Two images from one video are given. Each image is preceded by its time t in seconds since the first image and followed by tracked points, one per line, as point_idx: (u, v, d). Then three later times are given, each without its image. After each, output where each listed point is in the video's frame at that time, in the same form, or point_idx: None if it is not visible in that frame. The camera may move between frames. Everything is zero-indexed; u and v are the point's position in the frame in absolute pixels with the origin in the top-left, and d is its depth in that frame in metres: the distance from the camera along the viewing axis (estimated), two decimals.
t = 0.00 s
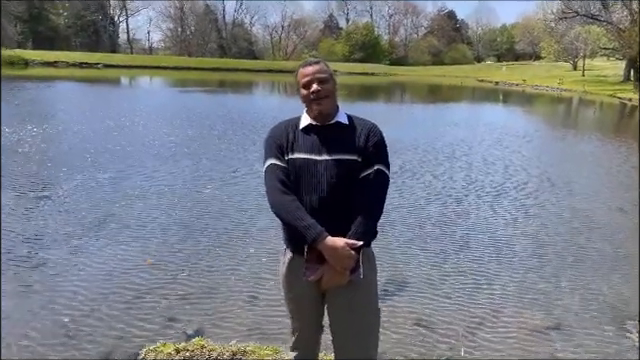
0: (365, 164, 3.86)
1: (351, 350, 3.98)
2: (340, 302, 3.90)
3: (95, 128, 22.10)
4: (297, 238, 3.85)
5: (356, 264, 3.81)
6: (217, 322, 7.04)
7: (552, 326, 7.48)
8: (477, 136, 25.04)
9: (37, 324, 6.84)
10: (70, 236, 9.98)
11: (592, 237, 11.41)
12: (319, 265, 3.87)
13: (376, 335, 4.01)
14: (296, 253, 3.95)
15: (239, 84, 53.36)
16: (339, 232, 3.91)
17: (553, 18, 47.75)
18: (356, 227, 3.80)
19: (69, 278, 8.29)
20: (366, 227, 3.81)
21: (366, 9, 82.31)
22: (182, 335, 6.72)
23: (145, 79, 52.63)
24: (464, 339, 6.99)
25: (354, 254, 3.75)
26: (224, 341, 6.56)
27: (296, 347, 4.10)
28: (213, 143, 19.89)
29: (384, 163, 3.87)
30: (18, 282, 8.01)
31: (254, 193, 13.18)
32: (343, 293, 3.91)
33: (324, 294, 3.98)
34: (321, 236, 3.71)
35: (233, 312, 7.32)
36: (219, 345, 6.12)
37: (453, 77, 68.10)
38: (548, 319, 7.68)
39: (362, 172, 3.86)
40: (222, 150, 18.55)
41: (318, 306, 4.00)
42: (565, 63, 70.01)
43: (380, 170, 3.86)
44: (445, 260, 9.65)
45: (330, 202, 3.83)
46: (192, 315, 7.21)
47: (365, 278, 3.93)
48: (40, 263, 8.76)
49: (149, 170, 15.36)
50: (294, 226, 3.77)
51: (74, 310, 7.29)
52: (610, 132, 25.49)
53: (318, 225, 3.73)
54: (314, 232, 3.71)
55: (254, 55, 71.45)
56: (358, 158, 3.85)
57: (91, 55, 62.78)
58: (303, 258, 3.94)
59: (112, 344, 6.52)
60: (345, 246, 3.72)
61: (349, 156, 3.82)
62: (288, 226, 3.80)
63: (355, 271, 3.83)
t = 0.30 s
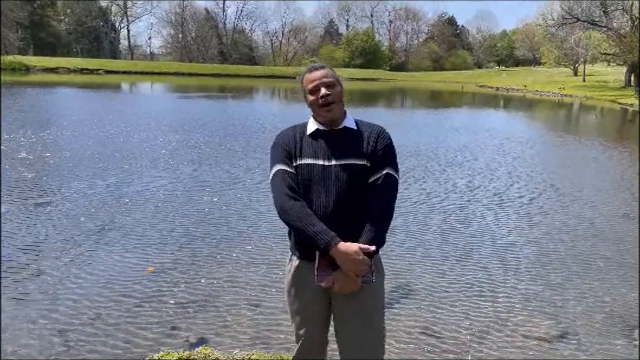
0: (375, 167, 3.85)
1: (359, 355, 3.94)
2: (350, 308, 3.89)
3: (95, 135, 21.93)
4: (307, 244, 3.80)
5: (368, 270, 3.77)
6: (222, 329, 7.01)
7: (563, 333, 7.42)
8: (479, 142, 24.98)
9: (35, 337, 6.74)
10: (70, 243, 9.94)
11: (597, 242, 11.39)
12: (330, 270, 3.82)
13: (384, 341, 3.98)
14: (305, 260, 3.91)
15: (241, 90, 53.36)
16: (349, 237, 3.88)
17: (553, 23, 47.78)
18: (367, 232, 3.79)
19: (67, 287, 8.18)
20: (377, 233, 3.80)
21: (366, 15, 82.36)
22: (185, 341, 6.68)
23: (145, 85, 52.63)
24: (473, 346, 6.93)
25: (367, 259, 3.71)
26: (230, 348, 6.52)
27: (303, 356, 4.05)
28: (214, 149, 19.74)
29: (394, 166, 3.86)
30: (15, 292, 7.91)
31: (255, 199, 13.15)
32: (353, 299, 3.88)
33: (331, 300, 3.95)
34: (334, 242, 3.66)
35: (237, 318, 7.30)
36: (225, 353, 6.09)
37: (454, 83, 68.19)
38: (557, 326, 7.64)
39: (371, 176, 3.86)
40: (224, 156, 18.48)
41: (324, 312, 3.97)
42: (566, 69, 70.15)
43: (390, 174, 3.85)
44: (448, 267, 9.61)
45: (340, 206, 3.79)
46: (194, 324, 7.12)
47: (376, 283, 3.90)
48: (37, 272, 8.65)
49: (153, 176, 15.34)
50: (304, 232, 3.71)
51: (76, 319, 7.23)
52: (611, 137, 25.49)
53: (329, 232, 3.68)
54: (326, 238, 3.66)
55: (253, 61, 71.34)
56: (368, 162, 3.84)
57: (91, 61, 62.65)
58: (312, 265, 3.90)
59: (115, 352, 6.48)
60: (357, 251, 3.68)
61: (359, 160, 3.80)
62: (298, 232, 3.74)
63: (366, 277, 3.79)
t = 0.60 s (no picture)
0: (386, 176, 3.88)
1: None
2: (360, 320, 3.90)
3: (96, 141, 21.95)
4: (317, 254, 3.82)
5: (378, 280, 3.80)
6: (226, 336, 6.97)
7: (570, 343, 7.40)
8: (478, 149, 25.06)
9: (37, 345, 6.68)
10: (71, 250, 9.88)
11: (600, 249, 11.38)
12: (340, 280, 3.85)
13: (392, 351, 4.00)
14: (314, 270, 3.93)
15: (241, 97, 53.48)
16: (360, 247, 3.92)
17: (551, 31, 48.12)
18: (378, 241, 3.82)
19: (68, 294, 8.12)
20: (388, 242, 3.84)
21: (365, 22, 82.83)
22: (188, 349, 6.63)
23: (145, 92, 52.74)
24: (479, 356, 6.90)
25: (377, 270, 3.75)
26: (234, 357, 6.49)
27: None
28: (215, 155, 19.85)
29: (405, 175, 3.90)
30: (16, 300, 7.85)
31: (257, 206, 13.15)
32: (363, 309, 3.90)
33: (340, 310, 3.96)
34: (344, 253, 3.69)
35: (241, 326, 7.26)
36: None
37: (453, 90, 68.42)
38: (563, 336, 7.61)
39: (382, 184, 3.89)
40: (225, 163, 18.50)
41: (333, 322, 3.99)
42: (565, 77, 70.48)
43: (401, 182, 3.88)
44: (452, 274, 9.59)
45: (350, 215, 3.82)
46: (199, 331, 7.08)
47: (386, 293, 3.92)
48: (37, 280, 8.59)
49: (154, 183, 15.33)
50: (314, 242, 3.75)
51: (77, 326, 7.17)
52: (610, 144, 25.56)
53: (339, 243, 3.71)
54: (336, 249, 3.70)
55: (253, 67, 72.00)
56: (379, 170, 3.87)
57: (91, 68, 62.87)
58: (321, 275, 3.93)
59: None
60: (368, 261, 3.72)
61: (370, 169, 3.84)
62: (307, 242, 3.78)
63: (376, 286, 3.81)
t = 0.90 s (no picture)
0: (393, 181, 3.79)
1: None
2: (366, 328, 3.80)
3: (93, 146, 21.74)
4: (323, 260, 3.72)
5: (385, 287, 3.71)
6: (227, 344, 6.87)
7: (576, 351, 7.32)
8: (477, 154, 24.99)
9: (30, 355, 6.56)
10: (67, 256, 9.77)
11: (603, 255, 11.31)
12: (346, 288, 3.75)
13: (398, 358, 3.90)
14: (318, 277, 3.84)
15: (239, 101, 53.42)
16: (366, 253, 3.83)
17: (550, 36, 48.18)
18: (385, 248, 3.74)
19: (62, 301, 8.01)
20: (396, 248, 3.76)
21: (363, 27, 82.71)
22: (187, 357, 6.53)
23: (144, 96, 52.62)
24: None
25: (384, 277, 3.65)
26: None
27: None
28: (213, 160, 19.77)
29: (412, 179, 3.80)
30: (13, 307, 7.75)
31: (255, 211, 13.04)
32: (370, 318, 3.80)
33: (344, 319, 3.88)
34: (350, 259, 3.62)
35: (243, 333, 7.16)
36: None
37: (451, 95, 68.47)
38: (569, 343, 7.53)
39: (389, 189, 3.79)
40: (224, 167, 18.43)
41: (338, 330, 3.90)
42: (563, 81, 70.65)
43: (408, 186, 3.78)
44: (454, 280, 9.50)
45: (356, 220, 3.73)
46: (196, 339, 6.98)
47: (393, 301, 3.84)
48: (33, 286, 8.48)
49: (152, 187, 15.24)
50: (319, 247, 3.66)
51: (75, 334, 7.07)
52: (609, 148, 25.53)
53: (345, 248, 3.63)
54: (342, 256, 3.61)
55: (251, 71, 71.70)
56: (386, 175, 3.78)
57: (88, 72, 62.75)
58: (326, 281, 3.84)
59: None
60: (374, 267, 3.64)
61: (377, 173, 3.75)
62: (313, 248, 3.69)
63: (383, 295, 3.72)
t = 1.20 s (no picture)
0: (393, 182, 3.75)
1: None
2: (367, 332, 3.76)
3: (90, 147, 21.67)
4: (323, 264, 3.69)
5: (385, 290, 3.67)
6: (225, 348, 6.89)
7: (575, 354, 7.33)
8: (477, 156, 24.85)
9: None
10: (64, 259, 9.76)
11: (602, 257, 11.32)
12: (345, 292, 3.72)
13: None
14: (317, 280, 3.80)
15: (238, 102, 53.42)
16: (366, 257, 3.79)
17: (548, 37, 48.15)
18: (385, 251, 3.70)
19: (58, 305, 8.00)
20: (395, 251, 3.72)
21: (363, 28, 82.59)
22: None
23: (143, 97, 52.57)
24: None
25: (384, 279, 3.62)
26: None
27: None
28: (211, 161, 19.72)
29: (412, 181, 3.76)
30: (10, 311, 7.75)
31: (254, 213, 13.00)
32: (370, 321, 3.76)
33: (343, 322, 3.83)
34: (350, 262, 3.58)
35: (241, 337, 7.17)
36: None
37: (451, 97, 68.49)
38: (568, 346, 7.54)
39: (389, 191, 3.75)
40: (222, 169, 18.36)
41: (338, 333, 3.85)
42: (562, 83, 70.64)
43: (408, 188, 3.75)
44: (452, 284, 9.49)
45: (356, 223, 3.69)
46: (189, 346, 6.93)
47: (393, 304, 3.80)
48: (30, 290, 8.47)
49: (150, 188, 15.21)
50: (318, 251, 3.63)
51: (72, 339, 7.07)
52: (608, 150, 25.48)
53: (344, 251, 3.60)
54: (342, 259, 3.58)
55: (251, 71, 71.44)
56: (386, 177, 3.74)
57: (87, 73, 62.61)
58: (326, 284, 3.80)
59: None
60: (374, 270, 3.61)
61: (377, 175, 3.71)
62: (312, 251, 3.66)
63: (383, 298, 3.69)
